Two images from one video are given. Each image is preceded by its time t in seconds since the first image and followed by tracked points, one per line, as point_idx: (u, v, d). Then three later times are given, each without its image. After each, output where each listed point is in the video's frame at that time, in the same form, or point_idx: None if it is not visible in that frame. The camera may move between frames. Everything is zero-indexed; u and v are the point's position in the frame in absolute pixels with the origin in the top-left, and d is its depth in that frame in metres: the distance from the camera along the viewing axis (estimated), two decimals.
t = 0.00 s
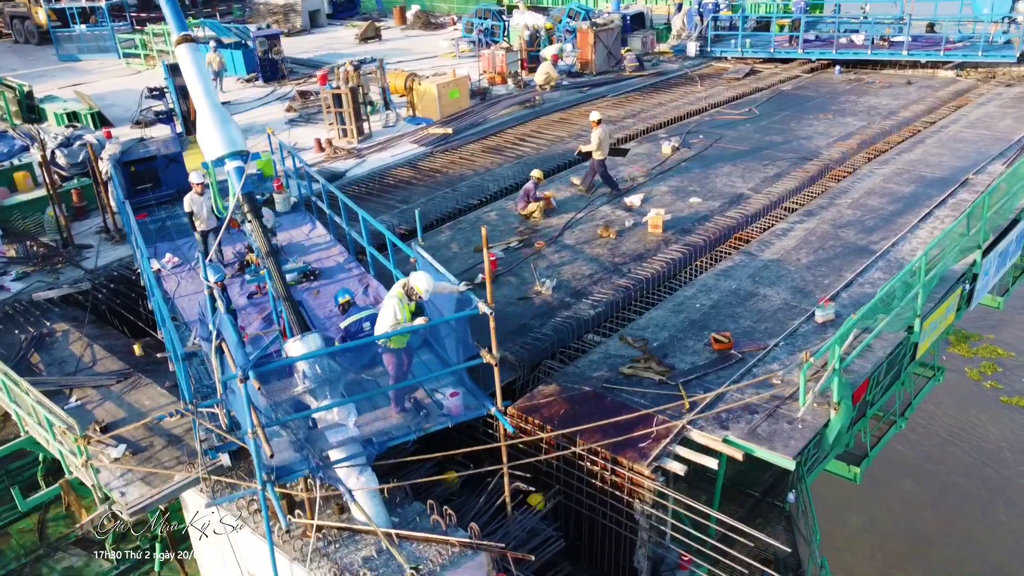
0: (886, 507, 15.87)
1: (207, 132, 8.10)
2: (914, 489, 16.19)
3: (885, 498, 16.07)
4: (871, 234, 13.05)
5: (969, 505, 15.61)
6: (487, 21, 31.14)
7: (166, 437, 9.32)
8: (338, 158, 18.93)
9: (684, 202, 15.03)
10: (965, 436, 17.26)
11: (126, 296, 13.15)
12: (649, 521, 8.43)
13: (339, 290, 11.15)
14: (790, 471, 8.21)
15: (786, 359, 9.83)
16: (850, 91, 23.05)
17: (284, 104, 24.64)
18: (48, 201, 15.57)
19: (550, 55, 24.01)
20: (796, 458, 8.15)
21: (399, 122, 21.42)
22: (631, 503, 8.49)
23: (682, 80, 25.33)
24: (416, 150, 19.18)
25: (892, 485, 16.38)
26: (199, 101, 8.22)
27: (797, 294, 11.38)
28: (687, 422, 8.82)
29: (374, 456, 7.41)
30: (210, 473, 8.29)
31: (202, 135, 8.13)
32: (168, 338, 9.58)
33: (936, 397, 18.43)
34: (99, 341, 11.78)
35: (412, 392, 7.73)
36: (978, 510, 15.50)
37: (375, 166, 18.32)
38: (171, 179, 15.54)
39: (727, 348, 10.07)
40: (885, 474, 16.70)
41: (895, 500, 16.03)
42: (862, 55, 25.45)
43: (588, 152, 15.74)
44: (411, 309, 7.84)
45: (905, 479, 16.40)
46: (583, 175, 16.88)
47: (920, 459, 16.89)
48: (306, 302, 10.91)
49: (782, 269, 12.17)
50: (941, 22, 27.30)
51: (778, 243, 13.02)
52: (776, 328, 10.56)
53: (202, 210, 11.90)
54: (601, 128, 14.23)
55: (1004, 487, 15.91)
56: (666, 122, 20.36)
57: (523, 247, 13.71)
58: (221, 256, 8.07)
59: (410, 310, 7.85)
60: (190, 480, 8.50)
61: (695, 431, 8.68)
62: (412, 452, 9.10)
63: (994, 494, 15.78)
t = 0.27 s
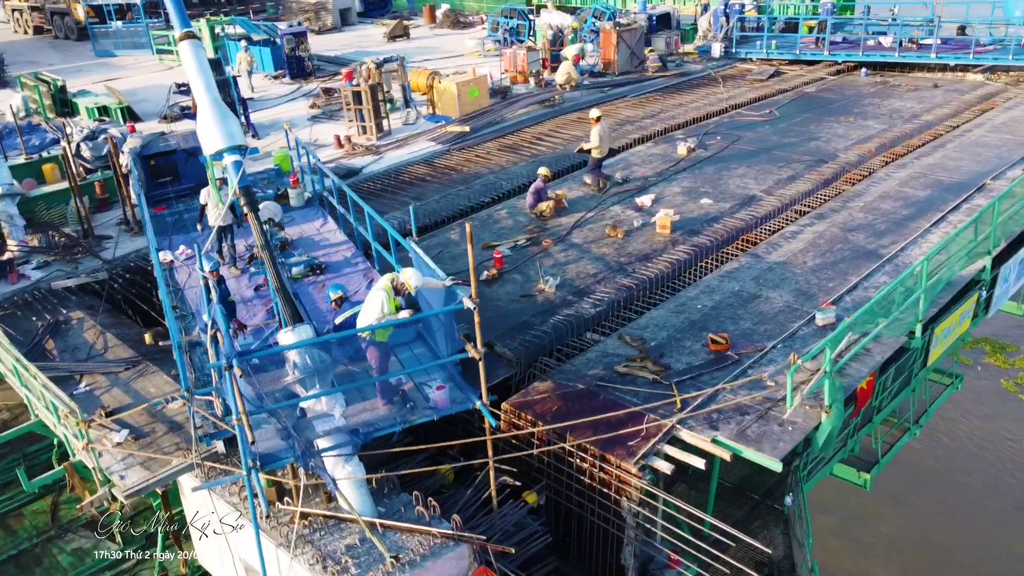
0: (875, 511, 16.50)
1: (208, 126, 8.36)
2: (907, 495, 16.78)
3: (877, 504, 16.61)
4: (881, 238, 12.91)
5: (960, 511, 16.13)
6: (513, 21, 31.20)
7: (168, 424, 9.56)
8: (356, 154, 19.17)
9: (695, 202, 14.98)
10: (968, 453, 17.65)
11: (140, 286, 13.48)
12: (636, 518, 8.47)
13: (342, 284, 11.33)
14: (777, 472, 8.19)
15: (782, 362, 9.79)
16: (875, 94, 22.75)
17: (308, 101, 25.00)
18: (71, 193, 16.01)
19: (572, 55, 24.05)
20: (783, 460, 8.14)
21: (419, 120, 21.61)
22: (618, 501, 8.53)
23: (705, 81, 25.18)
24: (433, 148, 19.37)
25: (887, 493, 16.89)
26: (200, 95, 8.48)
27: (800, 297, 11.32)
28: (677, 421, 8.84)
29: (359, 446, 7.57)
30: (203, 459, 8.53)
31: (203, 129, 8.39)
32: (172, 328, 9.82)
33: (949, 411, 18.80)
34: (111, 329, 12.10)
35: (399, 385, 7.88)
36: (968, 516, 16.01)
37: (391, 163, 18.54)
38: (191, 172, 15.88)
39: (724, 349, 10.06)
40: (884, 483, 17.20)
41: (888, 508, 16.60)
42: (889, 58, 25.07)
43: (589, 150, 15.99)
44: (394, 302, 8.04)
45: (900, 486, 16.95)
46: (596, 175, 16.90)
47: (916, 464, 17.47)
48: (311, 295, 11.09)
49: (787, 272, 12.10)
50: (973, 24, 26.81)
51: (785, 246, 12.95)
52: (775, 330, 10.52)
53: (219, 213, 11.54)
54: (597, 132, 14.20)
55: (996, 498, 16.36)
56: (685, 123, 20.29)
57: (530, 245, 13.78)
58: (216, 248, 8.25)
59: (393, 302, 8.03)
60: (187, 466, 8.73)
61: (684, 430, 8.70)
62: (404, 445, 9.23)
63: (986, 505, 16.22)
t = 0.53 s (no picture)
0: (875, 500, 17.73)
1: (209, 117, 8.69)
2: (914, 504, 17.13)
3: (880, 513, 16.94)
4: (893, 242, 12.76)
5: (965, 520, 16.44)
6: (541, 20, 31.20)
7: (172, 409, 9.83)
8: (377, 150, 19.41)
9: (709, 203, 14.93)
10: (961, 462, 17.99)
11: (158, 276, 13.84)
12: (623, 515, 8.52)
13: (348, 276, 11.51)
14: (764, 473, 8.19)
15: (779, 364, 9.75)
16: (903, 97, 22.39)
17: (335, 98, 25.35)
18: (98, 184, 16.47)
19: (595, 55, 24.04)
20: (771, 461, 8.13)
21: (442, 117, 21.80)
22: (606, 496, 8.59)
23: (731, 82, 24.96)
24: (453, 146, 19.53)
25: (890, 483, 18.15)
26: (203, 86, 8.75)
27: (804, 299, 11.26)
28: (668, 420, 8.85)
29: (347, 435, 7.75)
30: (202, 443, 8.75)
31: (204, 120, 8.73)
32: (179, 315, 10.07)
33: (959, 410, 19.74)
34: (127, 316, 12.44)
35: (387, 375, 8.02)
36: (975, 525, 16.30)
37: (410, 159, 18.75)
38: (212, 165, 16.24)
39: (722, 349, 10.05)
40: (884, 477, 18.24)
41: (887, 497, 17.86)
42: (920, 60, 24.64)
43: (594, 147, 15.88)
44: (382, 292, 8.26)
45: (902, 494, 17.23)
46: (612, 174, 16.90)
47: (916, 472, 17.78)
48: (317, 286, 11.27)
49: (794, 274, 12.03)
50: (1010, 27, 26.22)
51: (795, 248, 12.86)
52: (776, 332, 10.48)
53: (235, 209, 11.04)
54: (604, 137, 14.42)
55: (1006, 514, 16.53)
56: (706, 124, 20.19)
57: (539, 243, 13.86)
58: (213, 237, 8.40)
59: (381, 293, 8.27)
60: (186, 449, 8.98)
61: (675, 429, 8.71)
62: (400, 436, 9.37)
63: (992, 518, 16.46)
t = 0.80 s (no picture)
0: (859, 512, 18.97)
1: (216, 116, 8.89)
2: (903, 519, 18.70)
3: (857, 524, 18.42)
4: (903, 246, 12.61)
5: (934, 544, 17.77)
6: (570, 19, 31.19)
7: (178, 394, 10.12)
8: (397, 146, 19.65)
9: (722, 204, 14.88)
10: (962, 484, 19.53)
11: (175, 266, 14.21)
12: (609, 511, 8.59)
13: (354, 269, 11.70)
14: (750, 473, 8.20)
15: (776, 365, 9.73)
16: (932, 100, 22.02)
17: (361, 94, 25.68)
18: (124, 176, 16.92)
19: (619, 54, 24.03)
20: (756, 461, 8.15)
21: (464, 114, 21.99)
22: (593, 492, 8.67)
23: (757, 83, 24.74)
24: (473, 143, 19.69)
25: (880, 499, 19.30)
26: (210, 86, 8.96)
27: (807, 301, 11.20)
28: (658, 418, 8.89)
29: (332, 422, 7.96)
30: (200, 428, 8.99)
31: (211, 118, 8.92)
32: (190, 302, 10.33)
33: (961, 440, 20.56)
34: (143, 304, 12.80)
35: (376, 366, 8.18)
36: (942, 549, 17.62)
37: (429, 156, 18.96)
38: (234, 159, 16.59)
39: (720, 349, 10.05)
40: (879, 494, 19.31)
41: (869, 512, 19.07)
42: (952, 64, 24.19)
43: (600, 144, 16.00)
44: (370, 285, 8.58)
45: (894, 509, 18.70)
46: (627, 173, 16.89)
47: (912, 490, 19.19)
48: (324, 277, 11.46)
49: (800, 276, 11.96)
50: None
51: (803, 250, 12.78)
52: (775, 333, 10.45)
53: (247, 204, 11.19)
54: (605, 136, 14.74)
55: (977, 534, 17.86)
56: (727, 125, 20.08)
57: (549, 241, 13.95)
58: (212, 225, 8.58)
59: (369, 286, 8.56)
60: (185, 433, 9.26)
61: (664, 427, 8.76)
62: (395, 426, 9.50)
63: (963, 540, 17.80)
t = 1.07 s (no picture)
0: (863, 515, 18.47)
1: (216, 105, 8.76)
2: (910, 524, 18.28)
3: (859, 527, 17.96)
4: (913, 251, 12.47)
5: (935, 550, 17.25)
6: (598, 19, 31.11)
7: (183, 380, 10.41)
8: (417, 143, 19.87)
9: (734, 206, 14.83)
10: (978, 491, 18.99)
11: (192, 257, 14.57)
12: (596, 506, 8.68)
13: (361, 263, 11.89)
14: (734, 473, 8.23)
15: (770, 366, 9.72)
16: (961, 104, 21.63)
17: (387, 92, 25.99)
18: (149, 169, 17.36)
19: (642, 55, 24.01)
20: (741, 461, 8.17)
21: (486, 113, 22.15)
22: (580, 487, 8.77)
23: (783, 85, 24.51)
24: (492, 141, 19.84)
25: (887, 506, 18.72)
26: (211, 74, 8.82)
27: (809, 304, 11.16)
28: (647, 415, 8.95)
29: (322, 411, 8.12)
30: (199, 413, 9.23)
31: (212, 107, 8.80)
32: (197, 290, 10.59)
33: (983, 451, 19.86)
34: (159, 293, 13.16)
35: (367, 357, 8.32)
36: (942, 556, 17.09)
37: (448, 153, 19.16)
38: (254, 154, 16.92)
39: (716, 350, 10.07)
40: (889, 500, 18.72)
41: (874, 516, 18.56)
42: (984, 67, 23.71)
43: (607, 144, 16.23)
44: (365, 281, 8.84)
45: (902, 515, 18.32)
46: (642, 173, 16.90)
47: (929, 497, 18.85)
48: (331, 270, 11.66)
49: (805, 279, 11.91)
50: None
51: (811, 253, 12.70)
52: (774, 335, 10.44)
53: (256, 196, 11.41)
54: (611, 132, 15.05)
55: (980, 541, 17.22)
56: (748, 127, 19.96)
57: (557, 239, 14.04)
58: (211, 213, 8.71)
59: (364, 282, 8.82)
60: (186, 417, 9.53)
61: (652, 425, 8.81)
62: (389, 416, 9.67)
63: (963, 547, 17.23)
